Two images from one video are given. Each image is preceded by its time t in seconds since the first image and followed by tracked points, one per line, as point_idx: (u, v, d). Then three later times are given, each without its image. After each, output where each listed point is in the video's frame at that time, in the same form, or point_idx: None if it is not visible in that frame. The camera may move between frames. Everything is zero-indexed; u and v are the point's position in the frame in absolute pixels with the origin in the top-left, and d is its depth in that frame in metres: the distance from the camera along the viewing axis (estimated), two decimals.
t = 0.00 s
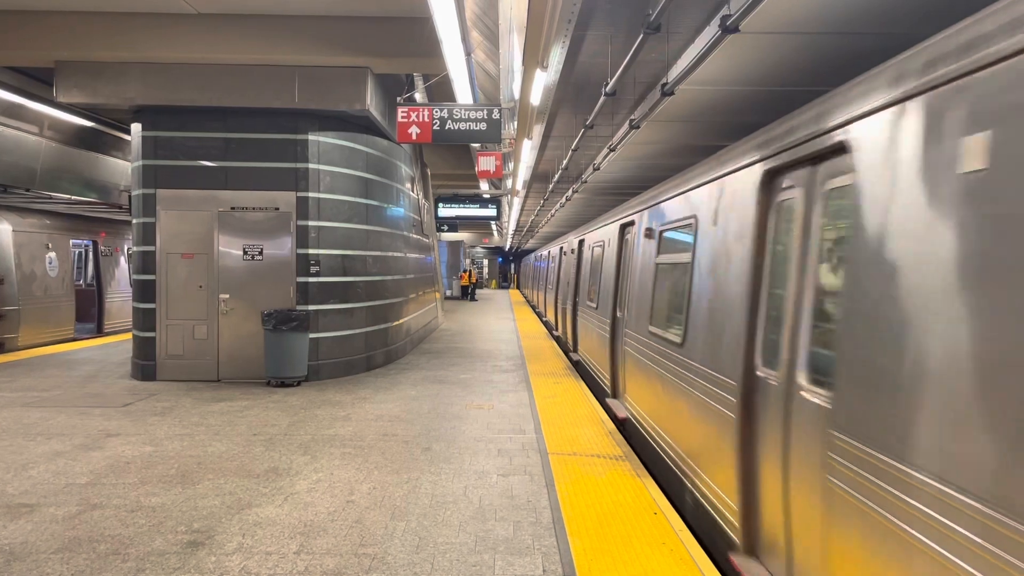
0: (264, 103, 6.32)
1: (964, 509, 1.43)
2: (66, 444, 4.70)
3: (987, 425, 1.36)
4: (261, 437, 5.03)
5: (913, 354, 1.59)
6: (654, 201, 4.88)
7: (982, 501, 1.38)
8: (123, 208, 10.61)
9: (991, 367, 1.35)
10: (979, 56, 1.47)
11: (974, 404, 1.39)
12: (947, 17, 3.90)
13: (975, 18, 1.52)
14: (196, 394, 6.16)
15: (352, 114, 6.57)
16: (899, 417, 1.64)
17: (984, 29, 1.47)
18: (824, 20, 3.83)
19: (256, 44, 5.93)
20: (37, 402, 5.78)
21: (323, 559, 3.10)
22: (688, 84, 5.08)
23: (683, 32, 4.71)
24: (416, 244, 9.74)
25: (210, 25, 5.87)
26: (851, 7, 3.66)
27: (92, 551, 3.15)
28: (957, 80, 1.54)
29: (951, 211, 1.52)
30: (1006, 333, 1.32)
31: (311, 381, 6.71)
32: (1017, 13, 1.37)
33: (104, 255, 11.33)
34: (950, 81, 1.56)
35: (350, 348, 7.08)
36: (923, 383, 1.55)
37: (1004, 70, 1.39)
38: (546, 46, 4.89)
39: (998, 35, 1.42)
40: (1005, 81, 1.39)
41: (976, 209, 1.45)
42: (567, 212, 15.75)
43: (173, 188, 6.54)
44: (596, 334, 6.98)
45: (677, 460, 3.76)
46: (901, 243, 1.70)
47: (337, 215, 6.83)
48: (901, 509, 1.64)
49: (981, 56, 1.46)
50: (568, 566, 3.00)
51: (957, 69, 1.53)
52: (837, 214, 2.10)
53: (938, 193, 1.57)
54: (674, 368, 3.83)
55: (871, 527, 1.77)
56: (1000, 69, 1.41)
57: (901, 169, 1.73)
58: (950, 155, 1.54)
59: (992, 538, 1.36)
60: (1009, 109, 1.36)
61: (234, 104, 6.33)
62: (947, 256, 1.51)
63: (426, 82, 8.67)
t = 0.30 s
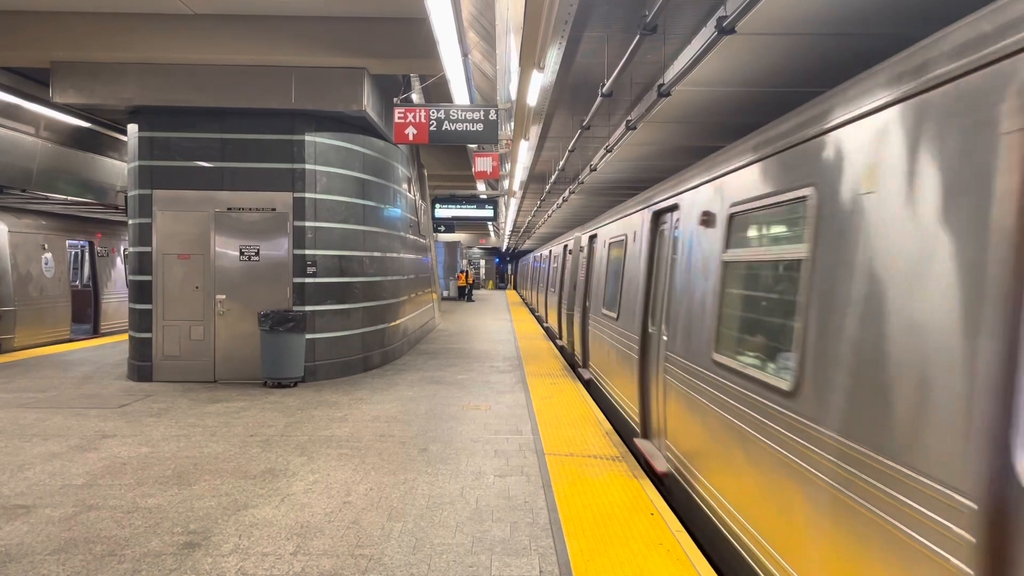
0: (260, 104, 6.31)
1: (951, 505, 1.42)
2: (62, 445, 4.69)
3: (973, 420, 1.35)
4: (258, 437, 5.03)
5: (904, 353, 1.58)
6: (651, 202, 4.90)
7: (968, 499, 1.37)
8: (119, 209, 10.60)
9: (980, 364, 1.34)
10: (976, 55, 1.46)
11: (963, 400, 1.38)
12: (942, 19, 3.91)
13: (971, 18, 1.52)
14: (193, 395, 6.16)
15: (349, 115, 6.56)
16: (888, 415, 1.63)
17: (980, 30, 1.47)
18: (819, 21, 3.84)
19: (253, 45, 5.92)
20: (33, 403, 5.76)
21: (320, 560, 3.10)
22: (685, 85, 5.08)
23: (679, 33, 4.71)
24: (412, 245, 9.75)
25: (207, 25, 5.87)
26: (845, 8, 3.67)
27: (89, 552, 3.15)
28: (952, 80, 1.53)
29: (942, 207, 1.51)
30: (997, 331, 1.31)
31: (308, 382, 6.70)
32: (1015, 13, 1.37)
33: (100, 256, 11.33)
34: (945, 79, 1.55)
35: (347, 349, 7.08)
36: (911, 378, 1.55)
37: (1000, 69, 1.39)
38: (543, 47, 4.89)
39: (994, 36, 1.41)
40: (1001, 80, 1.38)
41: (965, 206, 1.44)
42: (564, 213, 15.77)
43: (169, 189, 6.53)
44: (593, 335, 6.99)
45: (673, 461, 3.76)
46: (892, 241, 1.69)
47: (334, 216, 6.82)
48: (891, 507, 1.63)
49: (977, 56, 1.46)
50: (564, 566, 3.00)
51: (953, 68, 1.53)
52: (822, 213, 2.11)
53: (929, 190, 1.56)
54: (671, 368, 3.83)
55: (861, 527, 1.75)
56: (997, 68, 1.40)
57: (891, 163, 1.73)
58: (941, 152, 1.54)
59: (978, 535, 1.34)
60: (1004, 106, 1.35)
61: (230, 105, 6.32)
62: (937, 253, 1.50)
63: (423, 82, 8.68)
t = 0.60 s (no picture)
0: (256, 105, 6.31)
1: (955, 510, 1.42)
2: (56, 447, 4.68)
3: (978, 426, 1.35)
4: (253, 438, 5.03)
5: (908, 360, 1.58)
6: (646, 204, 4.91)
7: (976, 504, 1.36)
8: (113, 210, 10.58)
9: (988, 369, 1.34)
10: (972, 57, 1.46)
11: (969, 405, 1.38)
12: (934, 22, 3.93)
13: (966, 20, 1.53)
14: (188, 396, 6.15)
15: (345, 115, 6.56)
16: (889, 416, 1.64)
17: (974, 31, 1.47)
18: (814, 23, 3.85)
19: (249, 46, 5.92)
20: (27, 405, 5.74)
21: (315, 561, 3.10)
22: (680, 86, 5.09)
23: (674, 34, 4.72)
24: (408, 246, 9.75)
25: (203, 26, 5.87)
26: (838, 11, 3.69)
27: (83, 554, 3.15)
28: (949, 82, 1.54)
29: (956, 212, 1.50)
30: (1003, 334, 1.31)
31: (303, 382, 6.70)
32: (1009, 14, 1.37)
33: (94, 257, 11.31)
34: (942, 83, 1.56)
35: (342, 350, 7.08)
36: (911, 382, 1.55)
37: (998, 70, 1.38)
38: (538, 48, 4.89)
39: (990, 36, 1.41)
40: (998, 82, 1.38)
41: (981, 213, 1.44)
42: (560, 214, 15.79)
43: (165, 190, 6.52)
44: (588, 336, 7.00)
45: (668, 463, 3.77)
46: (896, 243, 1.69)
47: (330, 216, 6.82)
48: (890, 511, 1.63)
49: (972, 58, 1.46)
50: (561, 567, 3.01)
51: (949, 70, 1.53)
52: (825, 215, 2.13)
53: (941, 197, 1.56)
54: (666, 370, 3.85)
55: (859, 530, 1.76)
56: (995, 69, 1.40)
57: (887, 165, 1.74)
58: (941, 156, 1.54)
59: (984, 541, 1.35)
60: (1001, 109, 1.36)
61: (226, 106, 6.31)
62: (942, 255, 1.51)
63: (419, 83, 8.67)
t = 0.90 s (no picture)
0: (251, 105, 6.29)
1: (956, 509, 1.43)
2: (51, 448, 4.67)
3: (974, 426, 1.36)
4: (248, 440, 5.02)
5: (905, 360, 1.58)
6: (641, 205, 4.92)
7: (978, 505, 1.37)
8: (108, 211, 10.56)
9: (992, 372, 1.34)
10: (963, 58, 1.46)
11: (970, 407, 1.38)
12: (928, 25, 3.94)
13: (960, 21, 1.53)
14: (183, 398, 6.13)
15: (341, 116, 6.55)
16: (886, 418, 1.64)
17: (966, 33, 1.47)
18: (808, 24, 3.85)
19: (245, 46, 5.92)
20: (22, 406, 5.72)
21: (311, 562, 3.10)
22: (675, 87, 5.09)
23: (670, 35, 4.72)
24: (404, 246, 9.75)
25: (199, 27, 5.86)
26: (833, 12, 3.69)
27: (78, 556, 3.14)
28: (943, 82, 1.53)
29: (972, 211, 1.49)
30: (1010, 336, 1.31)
31: (299, 384, 6.69)
32: (1003, 15, 1.37)
33: (89, 258, 11.29)
34: (935, 83, 1.56)
35: (338, 351, 7.07)
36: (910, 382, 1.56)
37: (993, 71, 1.38)
38: (535, 49, 4.88)
39: (983, 37, 1.41)
40: (993, 83, 1.38)
41: (1010, 213, 1.40)
42: (556, 215, 15.78)
43: (160, 191, 6.51)
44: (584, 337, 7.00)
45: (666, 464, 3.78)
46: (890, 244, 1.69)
47: (326, 217, 6.81)
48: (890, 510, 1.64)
49: (966, 58, 1.45)
50: (557, 567, 3.02)
51: (942, 71, 1.53)
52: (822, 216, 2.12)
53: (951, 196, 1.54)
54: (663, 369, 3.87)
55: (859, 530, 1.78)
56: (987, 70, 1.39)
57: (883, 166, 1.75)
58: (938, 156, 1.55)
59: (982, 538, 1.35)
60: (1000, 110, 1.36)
61: (221, 106, 6.30)
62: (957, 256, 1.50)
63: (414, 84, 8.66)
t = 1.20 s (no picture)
0: (248, 106, 6.29)
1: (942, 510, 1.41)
2: (47, 450, 4.67)
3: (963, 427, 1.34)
4: (245, 441, 5.03)
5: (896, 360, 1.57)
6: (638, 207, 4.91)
7: (964, 505, 1.34)
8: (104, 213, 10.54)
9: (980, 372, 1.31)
10: (963, 58, 1.45)
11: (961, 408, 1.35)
12: (922, 28, 3.96)
13: (957, 22, 1.53)
14: (179, 399, 6.13)
15: (338, 117, 6.54)
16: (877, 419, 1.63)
17: (964, 33, 1.47)
18: (803, 27, 3.87)
19: (242, 48, 5.92)
20: (18, 408, 5.71)
21: (307, 564, 3.10)
22: (671, 89, 5.10)
23: (666, 37, 4.72)
24: (401, 248, 9.75)
25: (196, 28, 5.86)
26: (827, 15, 3.71)
27: (74, 558, 3.14)
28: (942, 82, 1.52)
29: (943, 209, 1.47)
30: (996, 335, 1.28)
31: (295, 385, 6.69)
32: (1001, 15, 1.36)
33: (85, 259, 11.27)
34: (933, 84, 1.55)
35: (335, 353, 7.07)
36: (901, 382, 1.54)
37: (991, 71, 1.37)
38: (530, 50, 4.89)
39: (982, 38, 1.40)
40: (990, 82, 1.37)
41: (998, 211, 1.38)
42: (553, 216, 15.80)
43: (156, 192, 6.51)
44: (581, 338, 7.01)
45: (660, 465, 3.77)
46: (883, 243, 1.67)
47: (322, 218, 6.81)
48: (878, 510, 1.63)
49: (966, 58, 1.44)
50: (553, 570, 3.02)
51: (940, 71, 1.52)
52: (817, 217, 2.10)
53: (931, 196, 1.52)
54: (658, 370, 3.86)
55: (848, 530, 1.76)
56: (987, 70, 1.38)
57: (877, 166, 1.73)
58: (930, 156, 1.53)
59: (968, 539, 1.34)
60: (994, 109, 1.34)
61: (217, 108, 6.29)
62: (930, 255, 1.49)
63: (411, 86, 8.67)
